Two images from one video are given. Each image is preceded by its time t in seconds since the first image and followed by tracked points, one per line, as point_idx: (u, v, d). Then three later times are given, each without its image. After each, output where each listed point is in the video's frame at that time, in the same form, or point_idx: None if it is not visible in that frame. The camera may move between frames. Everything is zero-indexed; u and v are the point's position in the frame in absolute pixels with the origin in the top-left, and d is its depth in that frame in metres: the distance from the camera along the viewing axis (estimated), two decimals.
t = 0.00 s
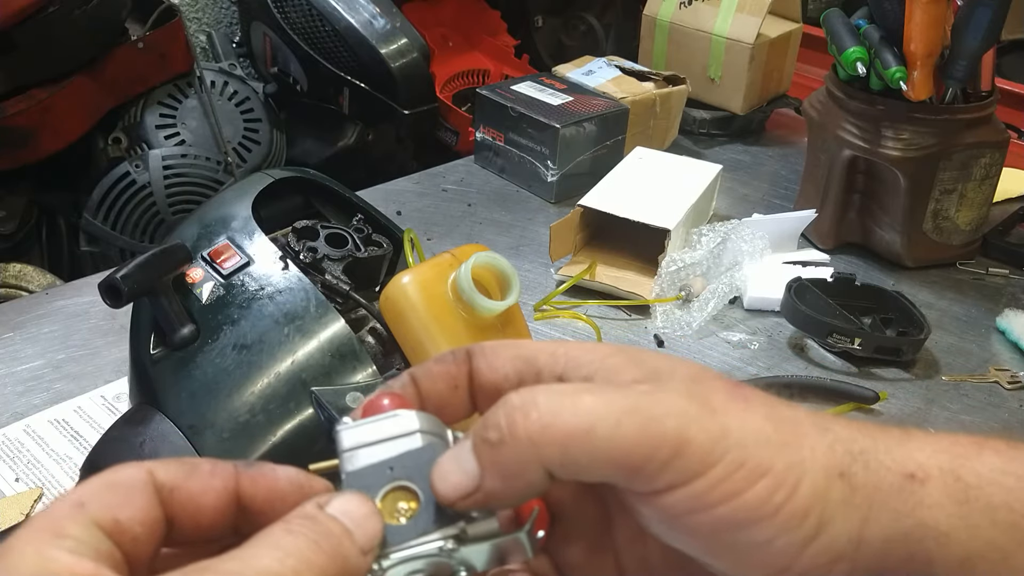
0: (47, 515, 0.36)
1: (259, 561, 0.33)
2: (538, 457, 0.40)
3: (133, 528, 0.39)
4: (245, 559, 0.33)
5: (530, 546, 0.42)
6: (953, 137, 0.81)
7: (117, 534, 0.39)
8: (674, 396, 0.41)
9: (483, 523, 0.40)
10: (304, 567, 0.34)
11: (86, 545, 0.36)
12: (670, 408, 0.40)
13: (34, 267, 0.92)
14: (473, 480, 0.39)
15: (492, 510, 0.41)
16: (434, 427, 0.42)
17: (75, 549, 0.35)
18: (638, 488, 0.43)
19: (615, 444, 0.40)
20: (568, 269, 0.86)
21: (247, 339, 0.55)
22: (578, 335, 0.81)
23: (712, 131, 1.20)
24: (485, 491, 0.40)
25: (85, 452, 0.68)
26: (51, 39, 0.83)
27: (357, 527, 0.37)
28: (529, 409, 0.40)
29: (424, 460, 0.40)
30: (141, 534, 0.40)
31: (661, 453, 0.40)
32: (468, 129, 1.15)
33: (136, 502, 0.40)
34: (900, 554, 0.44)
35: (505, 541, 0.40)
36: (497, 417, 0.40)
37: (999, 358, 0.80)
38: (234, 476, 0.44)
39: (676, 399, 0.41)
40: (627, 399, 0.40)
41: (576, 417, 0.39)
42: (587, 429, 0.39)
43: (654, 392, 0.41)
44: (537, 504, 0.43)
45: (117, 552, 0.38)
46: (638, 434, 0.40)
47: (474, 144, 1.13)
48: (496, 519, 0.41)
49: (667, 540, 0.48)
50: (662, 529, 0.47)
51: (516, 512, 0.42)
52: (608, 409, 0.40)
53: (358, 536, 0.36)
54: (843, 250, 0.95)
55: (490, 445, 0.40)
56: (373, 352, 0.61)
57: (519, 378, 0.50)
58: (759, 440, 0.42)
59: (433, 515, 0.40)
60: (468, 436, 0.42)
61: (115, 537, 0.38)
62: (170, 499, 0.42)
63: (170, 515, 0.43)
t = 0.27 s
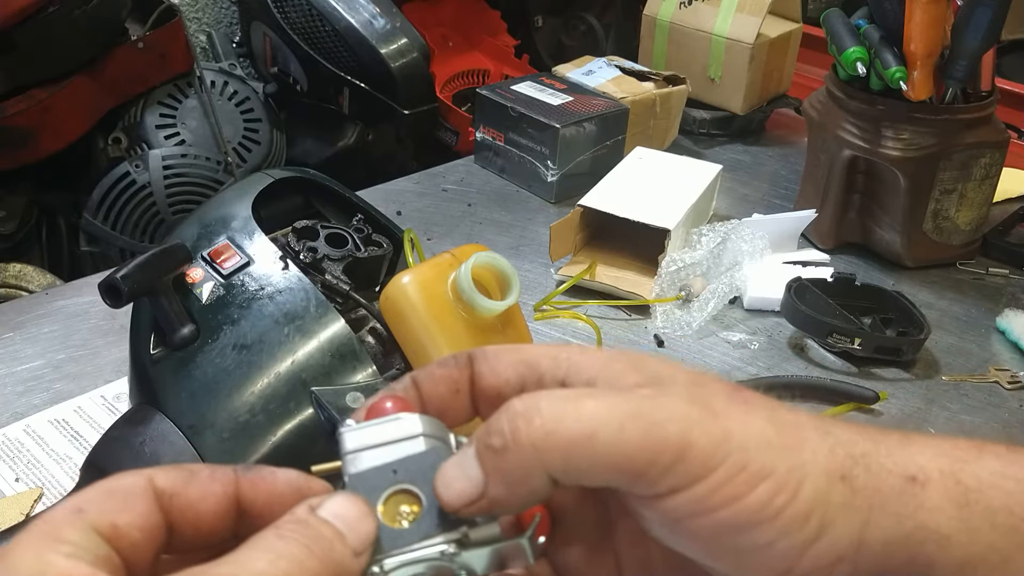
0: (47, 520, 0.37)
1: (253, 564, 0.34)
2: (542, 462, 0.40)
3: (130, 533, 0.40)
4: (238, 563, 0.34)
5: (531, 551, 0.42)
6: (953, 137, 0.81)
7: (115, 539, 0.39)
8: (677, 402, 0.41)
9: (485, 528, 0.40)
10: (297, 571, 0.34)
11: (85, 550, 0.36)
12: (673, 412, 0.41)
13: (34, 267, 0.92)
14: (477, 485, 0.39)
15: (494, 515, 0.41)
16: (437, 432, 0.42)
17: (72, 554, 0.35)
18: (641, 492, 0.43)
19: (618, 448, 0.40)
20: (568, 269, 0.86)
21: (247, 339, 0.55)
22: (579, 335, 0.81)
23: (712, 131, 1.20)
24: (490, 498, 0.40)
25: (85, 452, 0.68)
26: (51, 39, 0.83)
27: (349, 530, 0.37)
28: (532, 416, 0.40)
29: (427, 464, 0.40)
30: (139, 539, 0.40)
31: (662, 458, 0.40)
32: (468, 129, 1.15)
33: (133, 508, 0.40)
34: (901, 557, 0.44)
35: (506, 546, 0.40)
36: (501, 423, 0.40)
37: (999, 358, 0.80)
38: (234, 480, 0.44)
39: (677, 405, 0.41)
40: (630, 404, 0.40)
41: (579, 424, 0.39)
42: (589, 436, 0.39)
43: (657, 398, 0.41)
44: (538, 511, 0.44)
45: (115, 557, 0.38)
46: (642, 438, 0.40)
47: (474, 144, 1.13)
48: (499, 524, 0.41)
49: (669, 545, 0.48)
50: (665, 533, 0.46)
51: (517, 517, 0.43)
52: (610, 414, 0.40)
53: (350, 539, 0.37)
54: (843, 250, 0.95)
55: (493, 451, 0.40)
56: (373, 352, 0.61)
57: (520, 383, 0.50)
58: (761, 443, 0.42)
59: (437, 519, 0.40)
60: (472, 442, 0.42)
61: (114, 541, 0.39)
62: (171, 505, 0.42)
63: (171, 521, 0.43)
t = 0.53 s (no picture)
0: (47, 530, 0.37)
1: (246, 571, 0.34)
2: (540, 470, 0.39)
3: (125, 543, 0.40)
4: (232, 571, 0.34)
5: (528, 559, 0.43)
6: (953, 137, 0.81)
7: (109, 549, 0.39)
8: (675, 406, 0.41)
9: (480, 536, 0.41)
10: None
11: (80, 558, 0.36)
12: (670, 417, 0.40)
13: (34, 267, 0.92)
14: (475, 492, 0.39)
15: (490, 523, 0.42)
16: (435, 438, 0.42)
17: (67, 561, 0.35)
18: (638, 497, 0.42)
19: (617, 456, 0.39)
20: (568, 269, 0.86)
21: (247, 339, 0.55)
22: (579, 335, 0.81)
23: (712, 131, 1.20)
24: (489, 508, 0.40)
25: (85, 452, 0.68)
26: (51, 39, 0.83)
27: (344, 536, 0.37)
28: (530, 423, 0.39)
29: (424, 472, 0.40)
30: (134, 548, 0.40)
31: (659, 464, 0.40)
32: (468, 129, 1.15)
33: (129, 517, 0.40)
34: (899, 559, 0.44)
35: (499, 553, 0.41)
36: (499, 431, 0.40)
37: (999, 358, 0.80)
38: (230, 489, 0.44)
39: (676, 409, 0.40)
40: (627, 409, 0.40)
41: (576, 430, 0.39)
42: (586, 441, 0.39)
43: (655, 402, 0.41)
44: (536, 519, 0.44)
45: (110, 566, 0.38)
46: (639, 443, 0.39)
47: (474, 144, 1.13)
48: (495, 532, 0.42)
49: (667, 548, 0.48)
50: (664, 538, 0.46)
51: (515, 526, 0.43)
52: (607, 420, 0.39)
53: (345, 544, 0.37)
54: (843, 250, 0.95)
55: (491, 460, 0.40)
56: (373, 352, 0.61)
57: (516, 391, 0.49)
58: (759, 447, 0.42)
59: (433, 528, 0.41)
60: (471, 452, 0.41)
61: (109, 551, 0.39)
62: (167, 516, 0.43)
63: (169, 530, 0.43)
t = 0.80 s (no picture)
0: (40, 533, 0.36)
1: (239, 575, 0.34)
2: (539, 474, 0.39)
3: (121, 545, 0.39)
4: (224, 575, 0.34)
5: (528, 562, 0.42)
6: (956, 137, 0.81)
7: (104, 550, 0.38)
8: (674, 410, 0.41)
9: (479, 539, 0.40)
10: None
11: (75, 561, 0.36)
12: (670, 421, 0.40)
13: (32, 267, 0.91)
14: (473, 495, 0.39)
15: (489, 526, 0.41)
16: (435, 442, 0.42)
17: (62, 564, 0.35)
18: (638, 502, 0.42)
19: (615, 459, 0.39)
20: (568, 269, 0.86)
21: (246, 339, 0.55)
22: (579, 336, 0.81)
23: (713, 130, 1.20)
24: (487, 511, 0.40)
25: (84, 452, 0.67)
26: (50, 38, 0.83)
27: (342, 539, 0.37)
28: (529, 426, 0.39)
29: (423, 475, 0.41)
30: (129, 550, 0.40)
31: (659, 468, 0.39)
32: (468, 129, 1.15)
33: (124, 519, 0.40)
34: (902, 565, 0.44)
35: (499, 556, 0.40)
36: (496, 433, 0.39)
37: (1001, 358, 0.80)
38: (227, 492, 0.44)
39: (675, 413, 0.40)
40: (627, 413, 0.39)
41: (576, 433, 0.38)
42: (586, 445, 0.38)
43: (655, 407, 0.40)
44: (536, 523, 0.43)
45: (106, 568, 0.38)
46: (639, 447, 0.39)
47: (473, 144, 1.12)
48: (495, 535, 0.41)
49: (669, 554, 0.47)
50: (663, 543, 0.46)
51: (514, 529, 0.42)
52: (607, 424, 0.39)
53: (343, 547, 0.37)
54: (844, 250, 0.95)
55: (489, 463, 0.39)
56: (373, 352, 0.61)
57: (517, 394, 0.49)
58: (760, 450, 0.42)
59: (432, 530, 0.40)
60: (468, 455, 0.41)
61: (104, 553, 0.38)
62: (162, 518, 0.43)
63: (165, 533, 0.43)
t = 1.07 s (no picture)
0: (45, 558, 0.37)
1: None
2: (556, 477, 0.39)
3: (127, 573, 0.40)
4: None
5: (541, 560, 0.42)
6: (954, 137, 0.81)
7: None
8: (691, 413, 0.41)
9: (495, 538, 0.40)
10: None
11: None
12: (687, 425, 0.40)
13: (34, 267, 0.91)
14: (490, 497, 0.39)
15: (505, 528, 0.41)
16: (450, 438, 0.41)
17: None
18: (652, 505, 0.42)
19: (632, 460, 0.39)
20: (568, 269, 0.86)
21: (247, 339, 0.55)
22: (578, 335, 0.81)
23: (712, 131, 1.20)
24: (503, 512, 0.39)
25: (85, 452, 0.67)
26: (51, 39, 0.83)
27: (355, 539, 0.37)
28: (544, 428, 0.39)
29: (439, 473, 0.40)
30: None
31: (676, 471, 0.40)
32: (468, 129, 1.15)
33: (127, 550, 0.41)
34: (908, 569, 0.44)
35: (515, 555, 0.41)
36: (512, 435, 0.40)
37: (999, 358, 0.80)
38: (223, 519, 0.45)
39: (692, 416, 0.41)
40: (642, 415, 0.40)
41: (592, 435, 0.39)
42: (602, 448, 0.39)
43: (671, 410, 0.41)
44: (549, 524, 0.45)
45: None
46: (655, 449, 0.39)
47: (473, 144, 1.13)
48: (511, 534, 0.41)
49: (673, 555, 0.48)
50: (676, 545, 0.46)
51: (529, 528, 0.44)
52: (623, 426, 0.39)
53: (355, 548, 0.37)
54: (843, 250, 0.95)
55: (506, 464, 0.39)
56: (373, 352, 0.62)
57: (531, 386, 0.50)
58: (776, 454, 0.42)
59: (447, 529, 0.40)
60: (485, 455, 0.41)
61: None
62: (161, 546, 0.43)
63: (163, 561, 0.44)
